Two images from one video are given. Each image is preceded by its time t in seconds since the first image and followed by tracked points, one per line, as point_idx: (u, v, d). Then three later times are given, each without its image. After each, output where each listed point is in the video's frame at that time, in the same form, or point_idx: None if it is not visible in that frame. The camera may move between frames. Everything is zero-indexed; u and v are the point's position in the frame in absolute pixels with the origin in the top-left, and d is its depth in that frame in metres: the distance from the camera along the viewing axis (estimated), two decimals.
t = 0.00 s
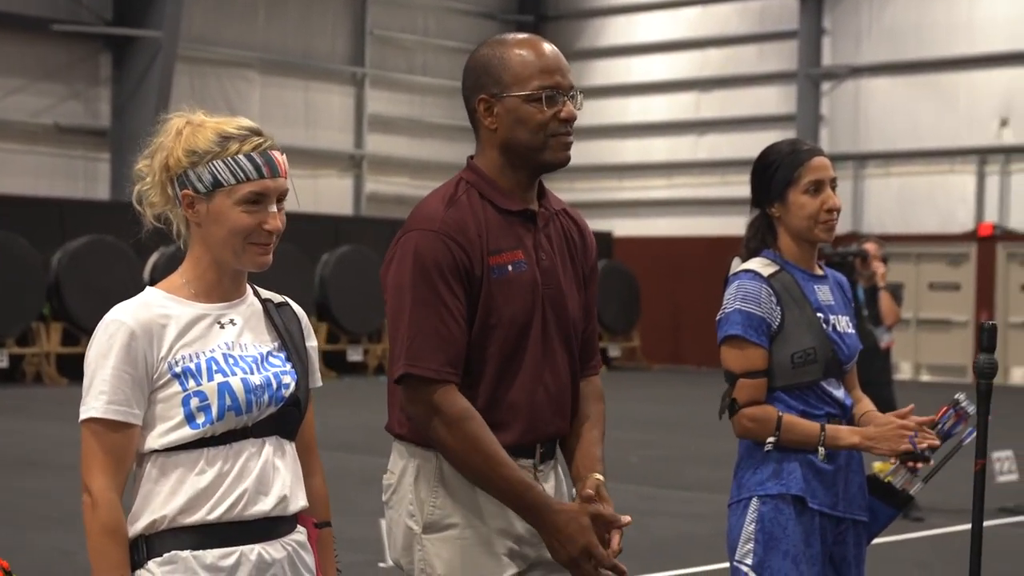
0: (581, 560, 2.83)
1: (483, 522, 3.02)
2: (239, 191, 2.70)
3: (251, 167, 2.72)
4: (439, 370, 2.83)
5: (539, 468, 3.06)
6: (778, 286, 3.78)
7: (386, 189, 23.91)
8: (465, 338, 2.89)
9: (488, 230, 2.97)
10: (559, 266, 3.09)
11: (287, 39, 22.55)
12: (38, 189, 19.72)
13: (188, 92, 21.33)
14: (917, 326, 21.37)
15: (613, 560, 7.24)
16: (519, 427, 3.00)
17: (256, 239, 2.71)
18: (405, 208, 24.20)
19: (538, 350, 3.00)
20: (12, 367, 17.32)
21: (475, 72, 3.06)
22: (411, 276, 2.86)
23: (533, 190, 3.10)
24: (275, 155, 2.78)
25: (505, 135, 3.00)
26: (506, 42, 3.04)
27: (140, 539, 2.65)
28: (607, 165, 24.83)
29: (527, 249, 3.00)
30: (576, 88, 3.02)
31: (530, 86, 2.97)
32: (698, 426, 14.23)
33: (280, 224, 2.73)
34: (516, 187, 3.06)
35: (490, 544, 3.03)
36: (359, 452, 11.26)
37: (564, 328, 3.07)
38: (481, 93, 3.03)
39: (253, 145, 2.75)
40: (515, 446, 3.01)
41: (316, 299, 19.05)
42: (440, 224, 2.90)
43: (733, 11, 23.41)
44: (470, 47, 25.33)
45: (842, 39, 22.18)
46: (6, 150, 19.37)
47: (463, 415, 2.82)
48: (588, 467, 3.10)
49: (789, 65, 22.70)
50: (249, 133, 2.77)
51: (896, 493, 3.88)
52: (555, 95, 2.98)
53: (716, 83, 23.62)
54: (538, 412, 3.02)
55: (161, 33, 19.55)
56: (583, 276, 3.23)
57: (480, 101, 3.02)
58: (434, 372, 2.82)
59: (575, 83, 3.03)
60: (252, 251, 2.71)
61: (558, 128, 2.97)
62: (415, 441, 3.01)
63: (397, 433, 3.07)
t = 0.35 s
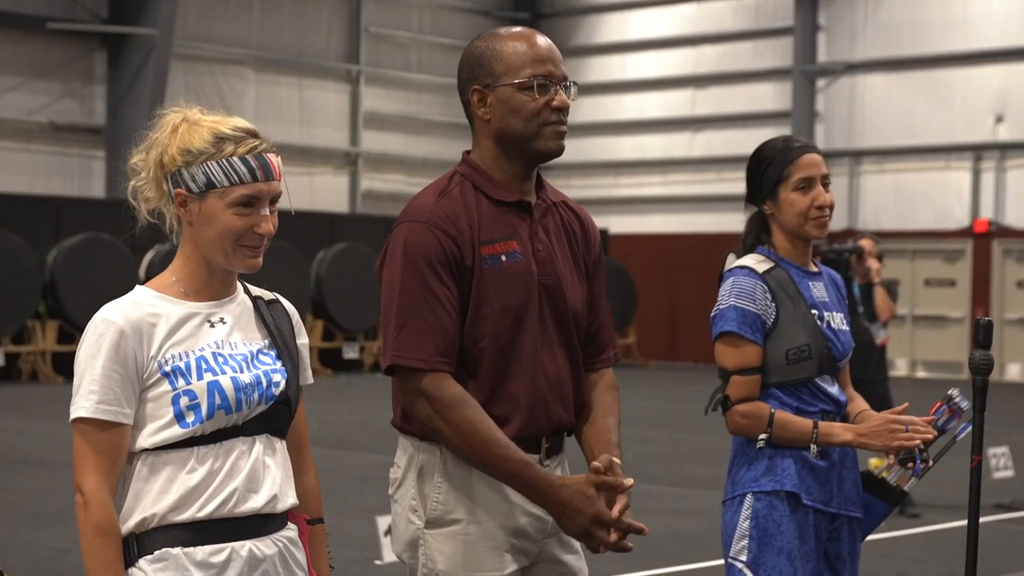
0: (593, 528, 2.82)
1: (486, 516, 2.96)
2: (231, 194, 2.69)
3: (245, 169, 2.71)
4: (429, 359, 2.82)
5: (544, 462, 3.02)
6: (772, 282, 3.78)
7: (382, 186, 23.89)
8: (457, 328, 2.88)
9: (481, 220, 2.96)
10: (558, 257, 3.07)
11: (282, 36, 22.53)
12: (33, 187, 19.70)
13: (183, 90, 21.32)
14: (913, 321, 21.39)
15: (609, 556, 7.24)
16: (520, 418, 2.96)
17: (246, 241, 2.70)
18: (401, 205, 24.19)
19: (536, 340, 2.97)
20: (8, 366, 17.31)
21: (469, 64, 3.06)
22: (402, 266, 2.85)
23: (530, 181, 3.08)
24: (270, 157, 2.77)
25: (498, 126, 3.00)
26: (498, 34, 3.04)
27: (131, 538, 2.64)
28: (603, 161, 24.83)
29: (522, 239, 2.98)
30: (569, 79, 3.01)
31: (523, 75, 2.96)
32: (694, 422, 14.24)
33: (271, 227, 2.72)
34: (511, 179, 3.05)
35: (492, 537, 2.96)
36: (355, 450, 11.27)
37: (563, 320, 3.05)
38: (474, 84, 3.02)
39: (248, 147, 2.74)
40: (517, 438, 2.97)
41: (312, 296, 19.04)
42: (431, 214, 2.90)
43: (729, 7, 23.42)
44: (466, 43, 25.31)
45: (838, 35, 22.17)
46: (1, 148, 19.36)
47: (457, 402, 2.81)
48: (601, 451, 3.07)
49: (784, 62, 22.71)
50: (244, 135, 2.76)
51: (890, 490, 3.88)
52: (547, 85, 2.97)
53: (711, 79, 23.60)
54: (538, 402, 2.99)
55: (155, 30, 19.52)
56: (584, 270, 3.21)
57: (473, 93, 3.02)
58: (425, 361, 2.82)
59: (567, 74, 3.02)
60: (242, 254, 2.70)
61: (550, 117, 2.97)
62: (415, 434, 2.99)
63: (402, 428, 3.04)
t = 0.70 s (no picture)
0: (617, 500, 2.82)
1: (489, 512, 2.95)
2: (226, 192, 2.65)
3: (240, 167, 2.68)
4: (430, 354, 2.82)
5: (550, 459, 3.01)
6: (772, 279, 3.78)
7: (383, 184, 23.89)
8: (461, 324, 2.87)
9: (483, 217, 2.95)
10: (563, 252, 3.06)
11: (281, 35, 22.53)
12: (34, 185, 19.72)
13: (183, 89, 21.32)
14: (913, 318, 21.42)
15: (609, 553, 7.25)
16: (526, 414, 2.95)
17: (242, 239, 2.67)
18: (401, 203, 24.19)
19: (539, 336, 2.96)
20: (8, 365, 17.32)
21: (470, 63, 3.06)
22: (405, 262, 2.85)
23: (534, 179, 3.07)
24: (265, 154, 2.74)
25: (499, 123, 3.00)
26: (499, 32, 3.04)
27: (125, 536, 2.63)
28: (603, 159, 24.83)
29: (525, 236, 2.97)
30: (571, 75, 3.01)
31: (523, 72, 2.97)
32: (695, 420, 14.25)
33: (267, 225, 2.69)
34: (514, 176, 3.04)
35: (494, 533, 2.95)
36: (356, 448, 11.28)
37: (567, 316, 3.03)
38: (476, 82, 3.03)
39: (243, 145, 2.71)
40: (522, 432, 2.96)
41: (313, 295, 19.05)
42: (432, 211, 2.90)
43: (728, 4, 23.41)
44: (466, 41, 25.31)
45: (837, 32, 22.15)
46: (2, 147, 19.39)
47: (462, 394, 2.80)
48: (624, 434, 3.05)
49: (784, 60, 22.69)
50: (238, 132, 2.73)
51: (890, 487, 3.88)
52: (548, 81, 2.97)
53: (712, 77, 23.59)
54: (543, 397, 2.97)
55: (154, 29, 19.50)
56: (592, 267, 3.18)
57: (476, 90, 3.02)
58: (425, 356, 2.82)
59: (567, 70, 3.01)
60: (237, 252, 2.67)
61: (551, 114, 2.97)
62: (419, 430, 2.99)
63: (407, 425, 3.03)
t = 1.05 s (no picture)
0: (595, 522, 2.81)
1: (495, 513, 2.95)
2: (221, 188, 2.61)
3: (234, 163, 2.63)
4: (433, 355, 2.83)
5: (557, 460, 3.00)
6: (772, 279, 3.77)
7: (384, 183, 23.88)
8: (465, 324, 2.88)
9: (485, 216, 2.95)
10: (567, 251, 3.05)
11: (282, 34, 22.54)
12: (34, 185, 19.71)
13: (183, 88, 21.31)
14: (914, 317, 21.42)
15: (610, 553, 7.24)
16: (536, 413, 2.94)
17: (237, 237, 2.62)
18: (402, 202, 24.18)
19: (545, 335, 2.95)
20: (9, 364, 17.32)
21: (471, 65, 3.07)
22: (409, 264, 2.86)
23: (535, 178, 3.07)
24: (260, 151, 2.69)
25: (499, 123, 3.00)
26: (498, 33, 3.04)
27: (118, 534, 2.57)
28: (604, 158, 24.83)
29: (527, 235, 2.97)
30: (571, 75, 3.01)
31: (521, 72, 2.97)
32: (695, 419, 14.25)
33: (263, 222, 2.64)
34: (516, 176, 3.04)
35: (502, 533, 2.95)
36: (357, 447, 11.27)
37: (573, 315, 3.02)
38: (476, 83, 3.03)
39: (237, 141, 2.67)
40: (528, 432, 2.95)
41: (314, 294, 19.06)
42: (434, 212, 2.90)
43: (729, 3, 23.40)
44: (467, 40, 25.31)
45: (838, 31, 22.15)
46: (3, 146, 19.39)
47: (466, 400, 2.81)
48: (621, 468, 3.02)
49: (785, 58, 22.68)
50: (232, 129, 2.69)
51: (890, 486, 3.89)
52: (547, 81, 2.97)
53: (713, 75, 23.58)
54: (550, 397, 2.96)
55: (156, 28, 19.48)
56: (597, 265, 3.17)
57: (476, 91, 3.03)
58: (428, 358, 2.83)
59: (566, 70, 3.00)
60: (233, 248, 2.62)
61: (550, 114, 2.97)
62: (425, 429, 2.97)
63: (413, 423, 3.02)
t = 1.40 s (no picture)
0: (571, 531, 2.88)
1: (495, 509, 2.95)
2: (216, 184, 2.62)
3: (229, 159, 2.64)
4: (429, 352, 2.84)
5: (560, 459, 3.00)
6: (771, 278, 3.65)
7: (382, 181, 23.91)
8: (463, 321, 2.89)
9: (484, 213, 2.96)
10: (568, 250, 3.05)
11: (281, 31, 22.54)
12: (33, 183, 19.72)
13: (182, 85, 21.30)
14: (913, 315, 21.46)
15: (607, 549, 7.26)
16: (537, 409, 2.93)
17: (233, 233, 2.62)
18: (401, 200, 24.21)
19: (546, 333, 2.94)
20: (7, 362, 17.32)
21: (471, 64, 3.07)
22: (408, 261, 2.87)
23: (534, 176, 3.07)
24: (254, 148, 2.70)
25: (498, 122, 3.00)
26: (497, 33, 3.05)
27: (109, 532, 2.57)
28: (603, 156, 24.83)
29: (527, 233, 2.96)
30: (568, 73, 3.01)
31: (519, 69, 2.97)
32: (693, 416, 14.28)
33: (258, 217, 2.64)
34: (516, 174, 3.04)
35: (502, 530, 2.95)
36: (356, 445, 11.29)
37: (573, 313, 3.01)
38: (475, 83, 3.03)
39: (231, 137, 2.67)
40: (529, 433, 2.95)
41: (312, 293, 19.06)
42: (434, 209, 2.90)
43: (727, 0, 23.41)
44: (466, 38, 25.33)
45: (837, 29, 22.15)
46: (2, 144, 19.41)
47: (458, 402, 2.83)
48: (595, 484, 3.01)
49: (783, 56, 22.67)
50: (226, 126, 2.69)
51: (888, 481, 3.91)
52: (544, 78, 2.97)
53: (711, 73, 23.60)
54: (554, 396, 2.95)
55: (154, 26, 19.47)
56: (598, 265, 3.17)
57: (475, 91, 3.03)
58: (423, 356, 2.84)
59: (564, 68, 3.01)
60: (229, 246, 2.63)
61: (548, 111, 2.97)
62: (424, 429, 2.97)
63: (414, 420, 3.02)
